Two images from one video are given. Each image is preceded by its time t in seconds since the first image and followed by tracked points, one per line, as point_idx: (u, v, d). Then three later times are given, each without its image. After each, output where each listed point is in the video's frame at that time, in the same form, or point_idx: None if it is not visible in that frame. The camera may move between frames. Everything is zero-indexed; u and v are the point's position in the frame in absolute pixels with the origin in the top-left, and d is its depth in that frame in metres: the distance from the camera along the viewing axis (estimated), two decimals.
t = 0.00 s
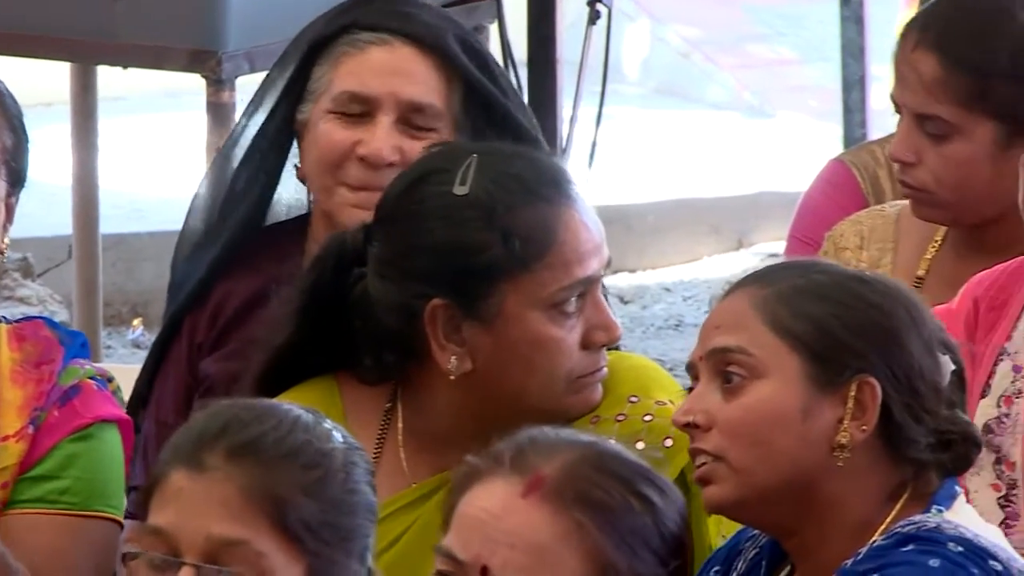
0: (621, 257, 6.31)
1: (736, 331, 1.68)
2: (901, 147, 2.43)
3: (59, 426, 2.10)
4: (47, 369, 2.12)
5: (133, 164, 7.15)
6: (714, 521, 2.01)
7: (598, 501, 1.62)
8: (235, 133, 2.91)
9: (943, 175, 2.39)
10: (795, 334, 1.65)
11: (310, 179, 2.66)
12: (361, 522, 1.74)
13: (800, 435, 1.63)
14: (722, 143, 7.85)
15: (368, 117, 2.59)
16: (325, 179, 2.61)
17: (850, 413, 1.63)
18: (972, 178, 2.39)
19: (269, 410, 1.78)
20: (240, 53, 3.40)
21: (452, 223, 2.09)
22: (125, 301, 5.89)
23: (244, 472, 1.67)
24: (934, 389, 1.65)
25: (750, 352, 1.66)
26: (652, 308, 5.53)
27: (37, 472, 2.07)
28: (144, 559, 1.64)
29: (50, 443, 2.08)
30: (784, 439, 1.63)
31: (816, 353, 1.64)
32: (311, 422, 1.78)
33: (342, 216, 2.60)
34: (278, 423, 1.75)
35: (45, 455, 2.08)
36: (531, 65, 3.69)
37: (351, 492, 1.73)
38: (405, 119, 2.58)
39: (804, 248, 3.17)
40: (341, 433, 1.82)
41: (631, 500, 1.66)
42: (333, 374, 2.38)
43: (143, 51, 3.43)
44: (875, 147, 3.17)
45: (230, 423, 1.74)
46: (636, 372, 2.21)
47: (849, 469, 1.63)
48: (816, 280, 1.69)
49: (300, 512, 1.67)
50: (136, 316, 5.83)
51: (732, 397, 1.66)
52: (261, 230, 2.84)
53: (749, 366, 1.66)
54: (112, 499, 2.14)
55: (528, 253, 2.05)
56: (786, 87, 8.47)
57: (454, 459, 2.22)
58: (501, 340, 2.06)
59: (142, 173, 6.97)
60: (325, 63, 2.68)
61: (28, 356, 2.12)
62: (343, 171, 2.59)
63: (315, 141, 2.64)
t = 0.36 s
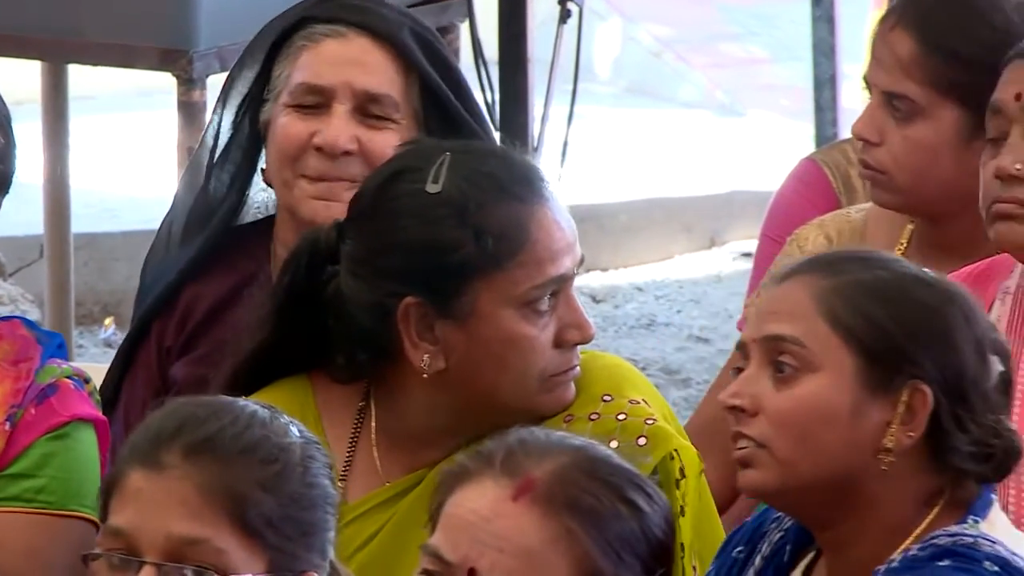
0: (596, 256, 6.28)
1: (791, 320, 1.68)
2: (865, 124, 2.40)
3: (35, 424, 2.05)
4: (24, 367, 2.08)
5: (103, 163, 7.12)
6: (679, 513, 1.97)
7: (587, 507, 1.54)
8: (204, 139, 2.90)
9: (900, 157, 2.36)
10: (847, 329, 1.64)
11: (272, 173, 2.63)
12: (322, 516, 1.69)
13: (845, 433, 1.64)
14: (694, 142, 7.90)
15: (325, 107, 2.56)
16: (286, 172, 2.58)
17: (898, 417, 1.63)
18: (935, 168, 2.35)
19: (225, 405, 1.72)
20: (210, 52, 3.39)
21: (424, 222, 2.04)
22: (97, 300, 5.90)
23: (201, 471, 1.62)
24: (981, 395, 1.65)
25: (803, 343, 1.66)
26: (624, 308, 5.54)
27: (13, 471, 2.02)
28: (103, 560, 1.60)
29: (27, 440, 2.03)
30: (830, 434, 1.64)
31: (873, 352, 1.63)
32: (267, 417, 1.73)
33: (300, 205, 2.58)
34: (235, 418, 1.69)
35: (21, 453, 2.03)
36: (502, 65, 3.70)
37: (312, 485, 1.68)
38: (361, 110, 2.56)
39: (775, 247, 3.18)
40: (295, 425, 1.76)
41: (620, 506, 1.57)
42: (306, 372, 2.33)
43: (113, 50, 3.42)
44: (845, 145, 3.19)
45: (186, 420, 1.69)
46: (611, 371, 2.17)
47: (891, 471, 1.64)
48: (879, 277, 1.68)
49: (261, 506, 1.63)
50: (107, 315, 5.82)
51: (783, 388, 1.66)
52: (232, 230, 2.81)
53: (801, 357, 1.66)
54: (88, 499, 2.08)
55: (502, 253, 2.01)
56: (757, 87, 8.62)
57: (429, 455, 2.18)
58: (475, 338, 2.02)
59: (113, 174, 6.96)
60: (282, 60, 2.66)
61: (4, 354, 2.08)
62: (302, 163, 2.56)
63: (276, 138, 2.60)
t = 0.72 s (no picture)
0: (588, 256, 6.33)
1: (906, 324, 1.78)
2: (841, 119, 2.46)
3: (44, 419, 2.11)
4: (32, 364, 2.14)
5: (105, 165, 7.17)
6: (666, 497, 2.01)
7: (581, 504, 1.56)
8: (213, 136, 2.98)
9: (872, 151, 2.42)
10: (960, 347, 1.75)
11: (278, 175, 2.69)
12: (319, 512, 1.74)
13: (937, 449, 1.75)
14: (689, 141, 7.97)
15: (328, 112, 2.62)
16: (291, 175, 2.64)
17: (989, 439, 1.76)
18: (915, 165, 2.41)
19: (223, 405, 1.77)
20: (212, 56, 3.45)
21: (397, 209, 2.11)
22: (101, 299, 5.92)
23: (199, 470, 1.67)
24: None
25: (913, 352, 1.77)
26: (617, 306, 5.58)
27: (21, 465, 2.07)
28: (105, 557, 1.66)
29: (35, 436, 2.09)
30: (921, 446, 1.75)
31: (979, 375, 1.74)
32: (264, 416, 1.77)
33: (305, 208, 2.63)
34: (232, 417, 1.74)
35: (29, 449, 2.08)
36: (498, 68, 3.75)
37: (308, 483, 1.72)
38: (363, 114, 2.61)
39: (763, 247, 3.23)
40: (292, 425, 1.81)
41: (615, 506, 1.59)
42: (302, 366, 2.39)
43: (113, 55, 3.48)
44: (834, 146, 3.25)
45: (184, 419, 1.73)
46: (596, 365, 2.21)
47: (969, 489, 1.77)
48: (992, 292, 1.77)
49: (258, 503, 1.67)
50: (111, 314, 5.86)
51: (885, 389, 1.77)
52: (237, 230, 2.85)
53: (907, 364, 1.77)
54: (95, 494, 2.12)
55: (472, 237, 2.07)
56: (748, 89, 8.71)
57: (416, 442, 2.23)
58: (451, 325, 2.08)
59: (116, 175, 7.01)
60: (288, 65, 2.72)
61: (14, 352, 2.15)
62: (306, 166, 2.61)
63: (280, 141, 2.66)
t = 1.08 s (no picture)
0: (575, 253, 6.39)
1: (958, 342, 1.65)
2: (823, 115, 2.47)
3: (40, 417, 2.10)
4: (28, 362, 2.15)
5: (96, 161, 7.17)
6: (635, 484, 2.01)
7: (572, 504, 1.56)
8: (204, 133, 2.98)
9: (832, 149, 2.41)
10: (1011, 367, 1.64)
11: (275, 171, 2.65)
12: (303, 513, 1.74)
13: (982, 468, 1.64)
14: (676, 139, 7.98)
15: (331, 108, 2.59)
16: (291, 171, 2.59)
17: None
18: (893, 162, 2.39)
19: (205, 405, 1.76)
20: (200, 53, 3.47)
21: (317, 183, 2.14)
22: (89, 296, 5.92)
23: (182, 471, 1.66)
24: None
25: (966, 373, 1.64)
26: (605, 303, 5.59)
27: (16, 463, 2.07)
28: (87, 559, 1.66)
29: (30, 433, 2.08)
30: (966, 465, 1.64)
31: None
32: (247, 416, 1.76)
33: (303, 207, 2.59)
34: (215, 418, 1.73)
35: (25, 446, 2.08)
36: (485, 66, 3.74)
37: (291, 484, 1.72)
38: (365, 110, 2.58)
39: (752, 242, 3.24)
40: (276, 424, 1.80)
41: (605, 506, 1.59)
42: (267, 364, 2.41)
43: (102, 52, 3.47)
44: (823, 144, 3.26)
45: (166, 420, 1.73)
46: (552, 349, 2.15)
47: (1010, 504, 1.68)
48: None
49: (241, 505, 1.66)
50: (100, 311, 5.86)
51: (934, 408, 1.65)
52: (228, 225, 2.83)
53: (960, 384, 1.64)
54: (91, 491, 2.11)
55: (384, 204, 2.08)
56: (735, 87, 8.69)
57: (372, 425, 2.21)
58: (373, 297, 2.09)
59: (104, 171, 7.00)
60: (285, 59, 2.72)
61: (9, 352, 2.16)
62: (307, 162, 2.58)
63: (281, 137, 2.63)
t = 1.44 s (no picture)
0: (577, 252, 6.38)
1: (949, 342, 1.66)
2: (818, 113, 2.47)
3: (40, 415, 2.10)
4: (29, 361, 2.15)
5: (96, 160, 7.19)
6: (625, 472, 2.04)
7: (562, 498, 1.57)
8: (210, 136, 2.96)
9: (830, 153, 2.41)
10: (1002, 365, 1.64)
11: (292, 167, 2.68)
12: (298, 510, 1.74)
13: (977, 467, 1.65)
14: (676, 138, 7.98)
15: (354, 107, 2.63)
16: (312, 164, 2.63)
17: None
18: (893, 165, 2.39)
19: (197, 403, 1.76)
20: (199, 52, 3.44)
21: (303, 178, 2.13)
22: (89, 295, 5.93)
23: (175, 469, 1.66)
24: None
25: (959, 372, 1.65)
26: (604, 302, 5.60)
27: (16, 461, 2.07)
28: (82, 558, 1.65)
29: (30, 432, 2.08)
30: (961, 465, 1.64)
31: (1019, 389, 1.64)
32: (239, 414, 1.76)
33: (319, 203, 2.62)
34: (207, 416, 1.73)
35: (26, 444, 2.08)
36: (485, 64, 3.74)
37: (285, 481, 1.72)
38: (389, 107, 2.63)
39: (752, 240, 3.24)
40: (268, 421, 1.80)
41: (595, 501, 1.60)
42: (252, 367, 2.41)
43: (101, 50, 3.48)
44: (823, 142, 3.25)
45: (159, 418, 1.73)
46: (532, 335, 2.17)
47: (1006, 500, 1.69)
48: None
49: (234, 502, 1.66)
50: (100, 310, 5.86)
51: (927, 407, 1.65)
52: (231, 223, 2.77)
53: (953, 384, 1.65)
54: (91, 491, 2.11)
55: (376, 199, 2.08)
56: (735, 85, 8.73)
57: (359, 422, 2.22)
58: (363, 290, 2.09)
59: (105, 170, 7.01)
60: (304, 57, 2.75)
61: (10, 351, 2.16)
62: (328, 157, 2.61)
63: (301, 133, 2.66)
